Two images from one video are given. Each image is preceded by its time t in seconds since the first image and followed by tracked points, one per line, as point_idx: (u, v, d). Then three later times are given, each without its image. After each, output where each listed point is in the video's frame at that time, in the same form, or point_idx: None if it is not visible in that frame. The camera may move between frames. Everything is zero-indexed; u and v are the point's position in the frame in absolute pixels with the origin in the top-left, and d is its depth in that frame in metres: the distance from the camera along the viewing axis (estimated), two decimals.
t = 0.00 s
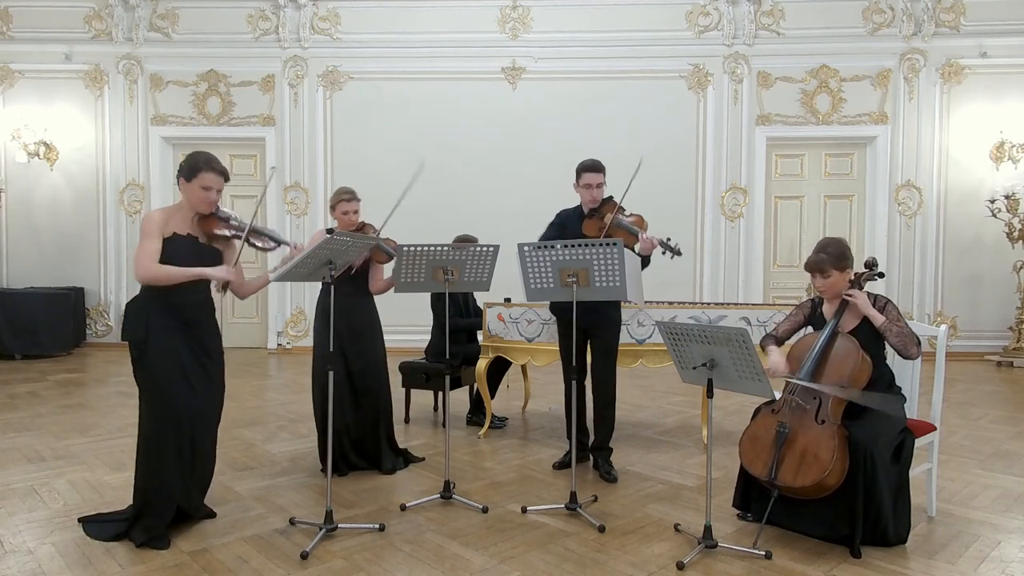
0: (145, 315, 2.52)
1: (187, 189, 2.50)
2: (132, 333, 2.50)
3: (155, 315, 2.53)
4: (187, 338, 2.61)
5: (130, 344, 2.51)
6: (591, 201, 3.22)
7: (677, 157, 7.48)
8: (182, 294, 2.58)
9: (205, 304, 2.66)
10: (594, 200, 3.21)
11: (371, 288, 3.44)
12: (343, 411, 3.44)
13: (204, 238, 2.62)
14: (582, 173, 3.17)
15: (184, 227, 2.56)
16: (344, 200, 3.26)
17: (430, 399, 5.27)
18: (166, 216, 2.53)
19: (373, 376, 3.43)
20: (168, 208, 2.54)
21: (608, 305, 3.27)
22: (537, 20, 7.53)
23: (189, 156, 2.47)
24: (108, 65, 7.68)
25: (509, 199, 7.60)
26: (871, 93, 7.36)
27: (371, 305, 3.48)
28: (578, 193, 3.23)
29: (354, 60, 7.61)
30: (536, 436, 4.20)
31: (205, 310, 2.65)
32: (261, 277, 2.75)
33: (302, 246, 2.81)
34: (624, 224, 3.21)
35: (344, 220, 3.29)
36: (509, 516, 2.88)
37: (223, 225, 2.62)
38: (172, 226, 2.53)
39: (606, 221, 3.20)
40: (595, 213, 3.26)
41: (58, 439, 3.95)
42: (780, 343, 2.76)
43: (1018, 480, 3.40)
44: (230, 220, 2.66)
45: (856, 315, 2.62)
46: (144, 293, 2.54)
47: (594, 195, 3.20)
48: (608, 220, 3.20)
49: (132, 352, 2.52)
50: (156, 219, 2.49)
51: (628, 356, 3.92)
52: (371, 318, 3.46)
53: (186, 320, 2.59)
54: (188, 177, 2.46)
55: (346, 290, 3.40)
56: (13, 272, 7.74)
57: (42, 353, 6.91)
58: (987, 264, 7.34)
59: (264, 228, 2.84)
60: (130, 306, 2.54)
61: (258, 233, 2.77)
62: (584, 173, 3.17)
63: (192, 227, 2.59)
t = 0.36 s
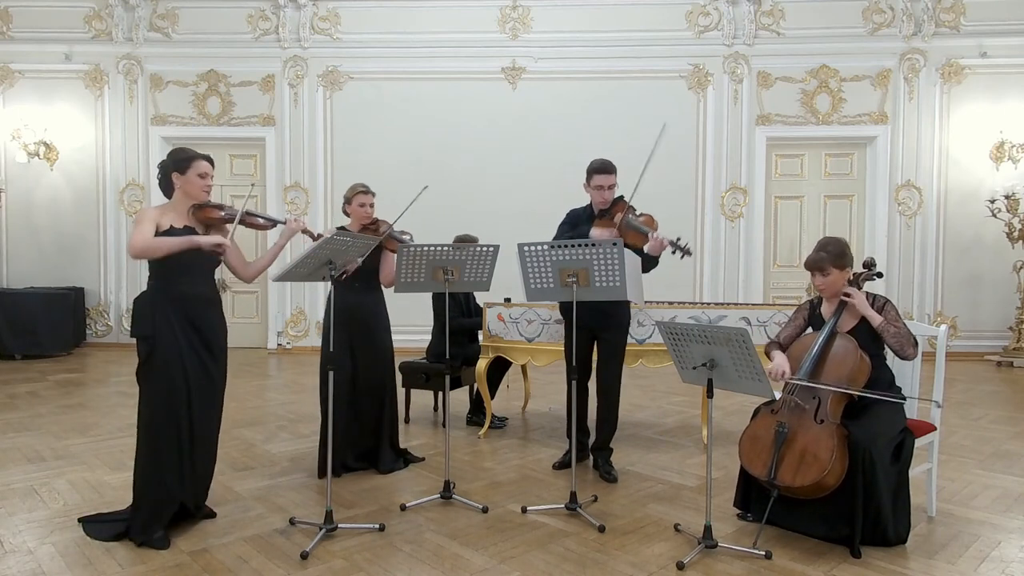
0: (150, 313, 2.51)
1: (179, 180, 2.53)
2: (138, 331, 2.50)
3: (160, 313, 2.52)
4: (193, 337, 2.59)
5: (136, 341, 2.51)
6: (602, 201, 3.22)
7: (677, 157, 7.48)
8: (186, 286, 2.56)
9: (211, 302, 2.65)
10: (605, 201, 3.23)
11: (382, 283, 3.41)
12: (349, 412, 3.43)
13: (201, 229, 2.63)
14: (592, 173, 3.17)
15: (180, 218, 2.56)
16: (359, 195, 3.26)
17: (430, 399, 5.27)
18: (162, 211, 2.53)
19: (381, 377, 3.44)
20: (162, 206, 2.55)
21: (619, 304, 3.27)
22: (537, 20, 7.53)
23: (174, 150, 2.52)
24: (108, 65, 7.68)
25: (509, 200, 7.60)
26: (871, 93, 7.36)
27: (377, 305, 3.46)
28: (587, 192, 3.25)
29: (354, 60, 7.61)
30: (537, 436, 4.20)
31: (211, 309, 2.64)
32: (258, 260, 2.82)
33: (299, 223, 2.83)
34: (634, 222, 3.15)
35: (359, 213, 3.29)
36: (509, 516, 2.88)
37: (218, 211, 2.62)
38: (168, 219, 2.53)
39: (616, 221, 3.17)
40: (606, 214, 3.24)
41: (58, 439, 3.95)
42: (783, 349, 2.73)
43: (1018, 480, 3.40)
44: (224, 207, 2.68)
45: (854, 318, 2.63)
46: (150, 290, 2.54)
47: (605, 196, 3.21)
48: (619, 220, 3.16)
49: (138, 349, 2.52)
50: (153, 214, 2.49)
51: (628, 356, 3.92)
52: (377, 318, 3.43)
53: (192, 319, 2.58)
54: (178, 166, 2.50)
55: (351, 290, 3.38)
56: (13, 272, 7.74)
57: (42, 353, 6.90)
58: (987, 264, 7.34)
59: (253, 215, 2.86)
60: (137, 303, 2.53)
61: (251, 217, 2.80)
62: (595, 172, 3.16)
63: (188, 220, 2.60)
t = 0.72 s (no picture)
0: (151, 315, 2.52)
1: (174, 180, 2.52)
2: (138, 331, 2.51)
3: (161, 314, 2.53)
4: (192, 337, 2.59)
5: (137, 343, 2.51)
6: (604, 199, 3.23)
7: (678, 157, 7.48)
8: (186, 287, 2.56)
9: (215, 302, 2.65)
10: (606, 198, 3.23)
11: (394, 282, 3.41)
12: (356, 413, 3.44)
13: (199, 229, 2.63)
14: (593, 171, 3.19)
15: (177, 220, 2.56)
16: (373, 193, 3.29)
17: (430, 399, 5.27)
18: (158, 214, 2.52)
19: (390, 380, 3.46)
20: (158, 206, 2.54)
21: (621, 304, 3.26)
22: (537, 20, 7.53)
23: (167, 148, 2.50)
24: (108, 65, 7.68)
25: (509, 200, 7.60)
26: (871, 93, 7.35)
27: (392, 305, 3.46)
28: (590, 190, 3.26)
29: (355, 60, 7.61)
30: (537, 436, 4.20)
31: (213, 309, 2.64)
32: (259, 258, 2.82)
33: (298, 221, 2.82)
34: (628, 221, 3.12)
35: (372, 211, 3.31)
36: (509, 516, 2.88)
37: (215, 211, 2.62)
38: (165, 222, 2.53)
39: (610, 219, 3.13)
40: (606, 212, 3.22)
41: (58, 439, 3.95)
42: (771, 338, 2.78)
43: (1018, 480, 3.40)
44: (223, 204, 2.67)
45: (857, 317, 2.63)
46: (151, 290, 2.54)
47: (607, 193, 3.22)
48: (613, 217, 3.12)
49: (139, 349, 2.53)
50: (149, 218, 2.48)
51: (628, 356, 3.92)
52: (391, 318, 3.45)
53: (192, 319, 2.58)
54: (173, 166, 2.48)
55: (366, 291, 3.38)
56: (13, 272, 7.74)
57: (42, 353, 6.90)
58: (987, 264, 7.34)
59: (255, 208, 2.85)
60: (139, 304, 2.54)
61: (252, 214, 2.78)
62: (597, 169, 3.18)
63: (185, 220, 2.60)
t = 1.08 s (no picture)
0: (150, 315, 2.51)
1: (174, 177, 2.52)
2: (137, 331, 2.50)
3: (160, 314, 2.52)
4: (192, 337, 2.59)
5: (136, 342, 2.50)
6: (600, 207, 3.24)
7: (678, 157, 7.48)
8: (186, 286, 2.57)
9: (215, 302, 2.66)
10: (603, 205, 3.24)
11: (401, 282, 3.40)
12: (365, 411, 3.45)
13: (199, 227, 2.63)
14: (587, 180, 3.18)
15: (177, 218, 2.56)
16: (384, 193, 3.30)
17: (430, 399, 5.27)
18: (158, 211, 2.52)
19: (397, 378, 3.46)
20: (158, 204, 2.53)
21: (620, 304, 3.26)
22: (537, 20, 7.53)
23: (166, 145, 2.49)
24: (108, 65, 7.68)
25: (509, 200, 7.60)
26: (871, 93, 7.35)
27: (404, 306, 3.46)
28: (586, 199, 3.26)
29: (355, 60, 7.61)
30: (536, 436, 4.20)
31: (213, 309, 2.64)
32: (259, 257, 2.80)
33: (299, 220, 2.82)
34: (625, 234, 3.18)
35: (383, 211, 3.32)
36: (509, 516, 2.88)
37: (215, 209, 2.62)
38: (165, 220, 2.53)
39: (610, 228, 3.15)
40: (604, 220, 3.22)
41: (58, 439, 3.95)
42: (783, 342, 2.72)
43: (1018, 480, 3.40)
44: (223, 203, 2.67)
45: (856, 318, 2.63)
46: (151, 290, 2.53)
47: (603, 202, 3.23)
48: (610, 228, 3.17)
49: (137, 350, 2.52)
50: (149, 216, 2.47)
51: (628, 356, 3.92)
52: (402, 318, 3.45)
53: (191, 318, 2.58)
54: (174, 163, 2.47)
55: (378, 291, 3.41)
56: (13, 272, 7.74)
57: (42, 353, 6.90)
58: (987, 264, 7.34)
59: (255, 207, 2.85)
60: (138, 303, 2.53)
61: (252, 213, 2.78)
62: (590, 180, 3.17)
63: (185, 218, 2.59)
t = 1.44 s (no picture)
0: (149, 316, 2.51)
1: (174, 177, 2.52)
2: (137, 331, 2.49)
3: (159, 314, 2.52)
4: (191, 338, 2.60)
5: (135, 343, 2.50)
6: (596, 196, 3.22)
7: (678, 156, 7.48)
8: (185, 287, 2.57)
9: (213, 304, 2.67)
10: (598, 194, 3.22)
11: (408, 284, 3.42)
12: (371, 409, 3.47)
13: (198, 227, 2.63)
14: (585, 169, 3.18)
15: (177, 218, 2.56)
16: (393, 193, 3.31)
17: (430, 399, 5.27)
18: (157, 211, 2.51)
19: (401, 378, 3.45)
20: (157, 203, 2.53)
21: (616, 304, 3.26)
22: (537, 20, 7.53)
23: (164, 144, 2.49)
24: (108, 65, 7.68)
25: (509, 200, 7.60)
26: (871, 93, 7.35)
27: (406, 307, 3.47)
28: (580, 188, 3.25)
29: (355, 60, 7.61)
30: (537, 436, 4.20)
31: (211, 310, 2.65)
32: (257, 258, 2.80)
33: (299, 222, 2.81)
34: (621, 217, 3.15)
35: (391, 212, 3.34)
36: (509, 516, 2.88)
37: (214, 209, 2.62)
38: (165, 221, 2.53)
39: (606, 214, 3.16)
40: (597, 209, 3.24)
41: (58, 439, 3.95)
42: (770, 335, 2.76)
43: (1018, 480, 3.40)
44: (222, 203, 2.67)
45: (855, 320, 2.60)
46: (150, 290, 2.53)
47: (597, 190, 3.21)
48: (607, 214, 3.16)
49: (135, 351, 2.51)
50: (149, 215, 2.47)
51: (628, 356, 3.92)
52: (405, 317, 3.45)
53: (191, 318, 2.59)
54: (175, 163, 2.48)
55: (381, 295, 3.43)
56: (13, 273, 7.74)
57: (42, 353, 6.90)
58: (987, 264, 7.34)
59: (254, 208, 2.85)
60: (136, 303, 2.53)
61: (251, 214, 2.78)
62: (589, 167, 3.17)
63: (184, 218, 2.59)
